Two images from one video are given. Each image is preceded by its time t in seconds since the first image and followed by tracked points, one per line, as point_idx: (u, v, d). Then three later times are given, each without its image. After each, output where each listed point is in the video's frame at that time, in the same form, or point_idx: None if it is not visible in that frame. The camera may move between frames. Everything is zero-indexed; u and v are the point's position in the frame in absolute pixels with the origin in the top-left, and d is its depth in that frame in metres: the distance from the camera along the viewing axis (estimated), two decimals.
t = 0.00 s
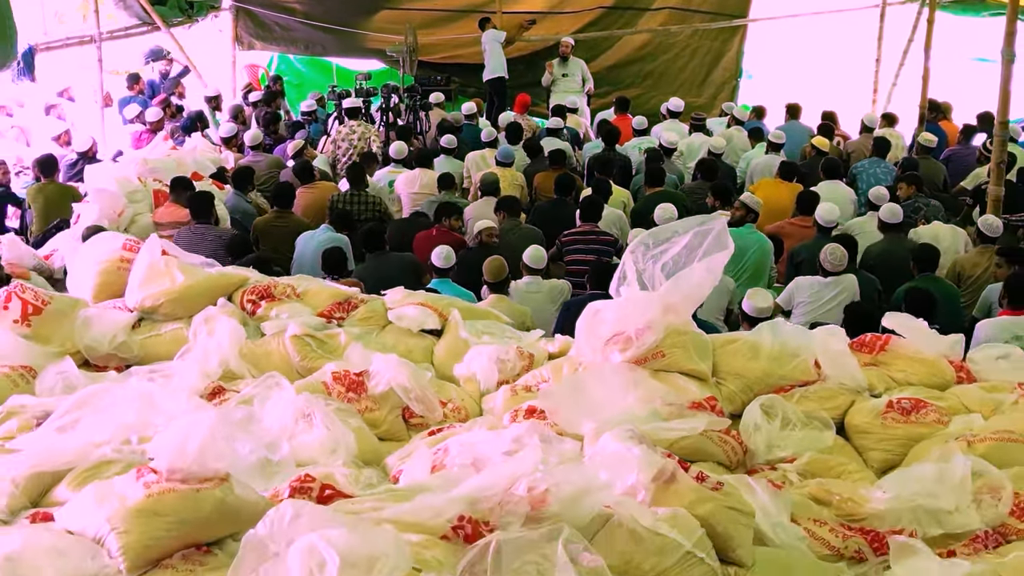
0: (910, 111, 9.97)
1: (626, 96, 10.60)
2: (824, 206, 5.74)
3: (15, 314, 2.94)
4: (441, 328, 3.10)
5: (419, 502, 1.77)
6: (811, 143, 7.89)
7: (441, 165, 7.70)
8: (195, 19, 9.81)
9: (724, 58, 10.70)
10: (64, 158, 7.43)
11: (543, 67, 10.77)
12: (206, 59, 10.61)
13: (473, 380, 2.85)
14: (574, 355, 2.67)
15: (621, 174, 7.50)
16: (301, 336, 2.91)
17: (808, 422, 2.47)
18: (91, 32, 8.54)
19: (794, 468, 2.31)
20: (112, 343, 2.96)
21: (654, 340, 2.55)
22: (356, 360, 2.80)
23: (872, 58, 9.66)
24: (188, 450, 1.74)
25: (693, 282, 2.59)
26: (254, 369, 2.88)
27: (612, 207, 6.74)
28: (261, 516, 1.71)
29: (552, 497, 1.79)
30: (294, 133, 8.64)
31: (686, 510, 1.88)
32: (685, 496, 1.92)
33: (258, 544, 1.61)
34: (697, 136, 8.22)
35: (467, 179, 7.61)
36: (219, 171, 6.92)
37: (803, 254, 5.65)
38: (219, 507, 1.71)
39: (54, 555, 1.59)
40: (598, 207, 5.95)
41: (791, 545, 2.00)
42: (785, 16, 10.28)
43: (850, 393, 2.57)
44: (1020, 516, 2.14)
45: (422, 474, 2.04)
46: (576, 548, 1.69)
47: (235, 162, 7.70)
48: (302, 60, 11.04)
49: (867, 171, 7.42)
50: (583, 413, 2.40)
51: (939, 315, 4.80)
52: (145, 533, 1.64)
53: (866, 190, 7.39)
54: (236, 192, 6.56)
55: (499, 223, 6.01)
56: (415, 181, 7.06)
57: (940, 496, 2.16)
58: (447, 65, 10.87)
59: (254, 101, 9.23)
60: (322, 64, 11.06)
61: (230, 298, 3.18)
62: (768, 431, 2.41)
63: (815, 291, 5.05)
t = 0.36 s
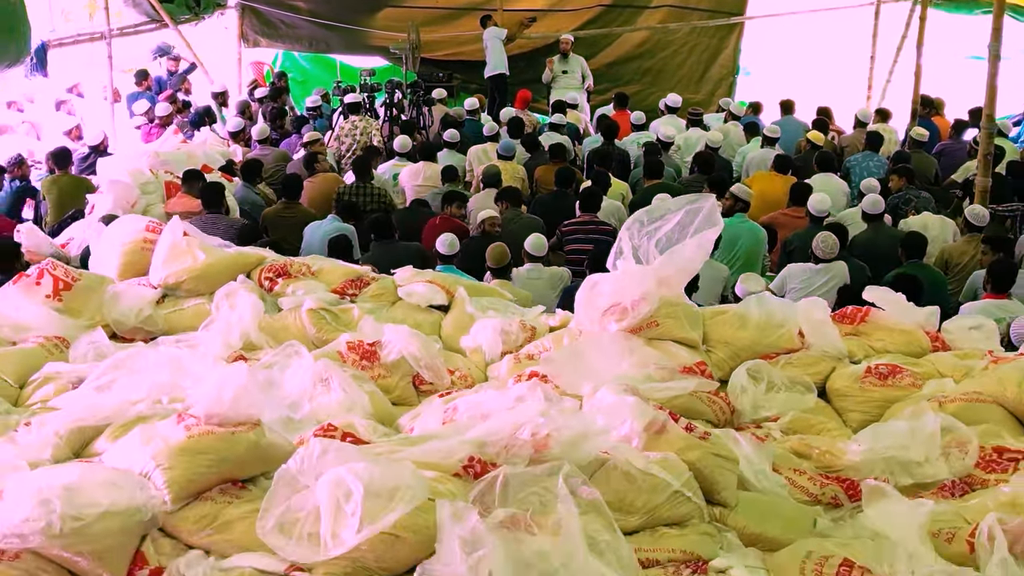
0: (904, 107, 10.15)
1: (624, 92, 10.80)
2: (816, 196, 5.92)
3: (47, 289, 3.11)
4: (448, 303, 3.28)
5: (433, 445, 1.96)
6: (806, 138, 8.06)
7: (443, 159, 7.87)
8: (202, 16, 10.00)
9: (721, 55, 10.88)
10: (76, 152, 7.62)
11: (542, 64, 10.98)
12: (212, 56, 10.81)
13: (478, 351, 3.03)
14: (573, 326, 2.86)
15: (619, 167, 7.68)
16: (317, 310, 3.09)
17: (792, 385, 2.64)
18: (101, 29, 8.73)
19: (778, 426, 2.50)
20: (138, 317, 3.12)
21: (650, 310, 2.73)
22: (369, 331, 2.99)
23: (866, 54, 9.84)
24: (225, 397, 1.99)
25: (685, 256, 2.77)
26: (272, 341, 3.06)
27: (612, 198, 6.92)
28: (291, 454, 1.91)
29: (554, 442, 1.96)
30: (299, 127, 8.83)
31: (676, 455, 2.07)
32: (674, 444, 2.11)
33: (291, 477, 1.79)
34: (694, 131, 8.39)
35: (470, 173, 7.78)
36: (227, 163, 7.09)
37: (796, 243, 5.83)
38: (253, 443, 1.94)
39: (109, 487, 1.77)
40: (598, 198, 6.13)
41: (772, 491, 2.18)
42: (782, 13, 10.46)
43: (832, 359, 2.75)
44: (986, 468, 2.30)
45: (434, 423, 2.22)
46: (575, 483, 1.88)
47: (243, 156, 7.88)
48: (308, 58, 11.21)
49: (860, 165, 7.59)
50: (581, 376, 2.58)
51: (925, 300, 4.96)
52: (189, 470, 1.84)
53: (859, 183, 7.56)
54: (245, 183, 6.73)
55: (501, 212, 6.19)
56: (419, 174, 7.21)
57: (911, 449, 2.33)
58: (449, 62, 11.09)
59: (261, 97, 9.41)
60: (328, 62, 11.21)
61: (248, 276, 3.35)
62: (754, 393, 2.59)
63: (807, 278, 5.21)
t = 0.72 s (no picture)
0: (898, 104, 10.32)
1: (622, 89, 10.97)
2: (807, 189, 6.09)
3: (68, 271, 3.27)
4: (450, 286, 3.44)
5: (437, 407, 2.13)
6: (800, 134, 8.22)
7: (445, 154, 8.03)
8: (207, 15, 10.14)
9: (718, 53, 11.02)
10: (85, 147, 7.77)
11: (542, 62, 11.16)
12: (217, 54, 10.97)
13: (479, 329, 3.18)
14: (569, 306, 3.02)
15: (616, 162, 7.84)
16: (326, 291, 3.25)
17: (776, 358, 2.80)
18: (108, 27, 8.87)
19: (761, 395, 2.65)
20: (156, 297, 3.29)
21: (641, 288, 2.89)
22: (376, 309, 3.15)
23: (861, 52, 10.00)
24: (246, 359, 2.18)
25: (676, 238, 2.94)
26: (283, 321, 3.22)
27: (609, 192, 7.07)
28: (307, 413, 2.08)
29: (549, 403, 2.14)
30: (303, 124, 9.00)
31: (664, 417, 2.23)
32: (662, 407, 2.27)
33: (308, 432, 1.97)
34: (690, 127, 8.55)
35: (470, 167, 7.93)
36: (233, 158, 7.24)
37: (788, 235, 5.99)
38: (270, 402, 2.10)
39: (142, 439, 1.95)
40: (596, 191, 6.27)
41: (752, 451, 2.33)
42: (777, 12, 10.61)
43: (814, 335, 2.90)
44: (954, 432, 2.45)
45: (439, 386, 2.38)
46: (569, 438, 2.04)
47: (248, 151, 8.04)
48: (310, 56, 11.56)
49: (853, 159, 7.75)
50: (575, 349, 2.73)
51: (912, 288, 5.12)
52: (215, 424, 2.01)
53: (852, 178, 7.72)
54: (251, 177, 6.88)
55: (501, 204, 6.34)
56: (420, 168, 7.38)
57: (886, 415, 2.47)
58: (450, 60, 11.26)
59: (264, 94, 9.57)
60: (330, 59, 11.58)
61: (260, 259, 3.52)
62: (739, 365, 2.74)
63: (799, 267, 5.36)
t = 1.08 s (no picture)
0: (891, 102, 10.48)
1: (620, 87, 11.13)
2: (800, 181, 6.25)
3: (90, 254, 3.41)
4: (453, 270, 3.61)
5: (443, 371, 2.32)
6: (794, 130, 8.38)
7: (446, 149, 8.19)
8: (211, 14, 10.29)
9: (715, 51, 11.17)
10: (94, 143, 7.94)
11: (542, 60, 11.33)
12: (220, 51, 11.14)
13: (480, 310, 3.33)
14: (565, 286, 3.19)
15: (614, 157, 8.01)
16: (335, 274, 3.42)
17: (761, 334, 2.97)
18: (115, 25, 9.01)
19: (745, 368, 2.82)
20: (173, 279, 3.46)
21: (634, 269, 3.06)
22: (382, 290, 3.31)
23: (856, 51, 10.16)
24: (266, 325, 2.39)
25: (667, 222, 3.11)
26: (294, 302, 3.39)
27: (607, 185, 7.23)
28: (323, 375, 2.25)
29: (546, 368, 2.32)
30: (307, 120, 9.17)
31: (653, 382, 2.40)
32: (652, 373, 2.44)
33: (324, 392, 2.16)
34: (687, 124, 8.71)
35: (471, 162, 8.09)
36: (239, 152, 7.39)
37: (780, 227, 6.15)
38: (287, 365, 2.30)
39: (172, 398, 2.13)
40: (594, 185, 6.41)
41: (736, 416, 2.49)
42: (773, 11, 10.77)
43: (796, 313, 3.07)
44: (927, 401, 2.61)
45: (444, 355, 2.55)
46: (565, 398, 2.22)
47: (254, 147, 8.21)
48: (313, 54, 11.72)
49: (846, 155, 7.91)
50: (571, 325, 2.87)
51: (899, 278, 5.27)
52: (238, 385, 2.20)
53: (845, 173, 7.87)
54: (257, 171, 7.04)
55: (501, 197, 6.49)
56: (422, 163, 7.55)
57: (862, 384, 2.64)
58: (450, 59, 11.42)
59: (268, 91, 9.73)
60: (332, 58, 11.75)
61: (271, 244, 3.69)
62: (725, 340, 2.92)
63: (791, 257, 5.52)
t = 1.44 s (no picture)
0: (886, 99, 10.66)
1: (619, 85, 11.29)
2: (793, 175, 6.41)
3: (110, 241, 3.58)
4: (456, 256, 3.79)
5: (449, 343, 2.50)
6: (790, 126, 8.55)
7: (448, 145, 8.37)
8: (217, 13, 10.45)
9: (712, 50, 11.34)
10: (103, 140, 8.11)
11: (542, 59, 11.51)
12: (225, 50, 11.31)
13: (483, 294, 3.48)
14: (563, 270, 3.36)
15: (613, 153, 8.18)
16: (345, 260, 3.58)
17: (749, 314, 3.14)
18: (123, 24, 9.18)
19: (734, 345, 2.99)
20: (190, 264, 3.62)
21: (629, 253, 3.23)
22: (389, 274, 3.47)
23: (852, 50, 10.33)
24: (285, 299, 2.59)
25: (661, 209, 3.29)
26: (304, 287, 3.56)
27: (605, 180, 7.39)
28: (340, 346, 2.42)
29: (546, 340, 2.49)
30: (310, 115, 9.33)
31: (646, 354, 2.57)
32: (645, 346, 2.61)
33: (340, 360, 2.34)
34: (684, 120, 8.89)
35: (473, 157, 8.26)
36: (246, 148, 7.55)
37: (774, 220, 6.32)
38: (305, 338, 2.50)
39: (201, 364, 2.31)
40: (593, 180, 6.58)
41: (723, 387, 2.65)
42: (769, 10, 10.94)
43: (784, 295, 3.24)
44: (904, 374, 2.78)
45: (450, 330, 2.72)
46: (564, 367, 2.39)
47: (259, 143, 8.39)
48: (317, 53, 11.90)
49: (840, 150, 8.08)
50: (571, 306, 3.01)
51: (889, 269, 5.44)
52: (260, 354, 2.39)
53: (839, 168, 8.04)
54: (263, 167, 7.21)
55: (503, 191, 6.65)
56: (425, 159, 7.74)
57: (842, 359, 2.80)
58: (451, 57, 11.59)
59: (271, 89, 9.89)
60: (335, 56, 11.93)
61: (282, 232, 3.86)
62: (715, 319, 3.09)
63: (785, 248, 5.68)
